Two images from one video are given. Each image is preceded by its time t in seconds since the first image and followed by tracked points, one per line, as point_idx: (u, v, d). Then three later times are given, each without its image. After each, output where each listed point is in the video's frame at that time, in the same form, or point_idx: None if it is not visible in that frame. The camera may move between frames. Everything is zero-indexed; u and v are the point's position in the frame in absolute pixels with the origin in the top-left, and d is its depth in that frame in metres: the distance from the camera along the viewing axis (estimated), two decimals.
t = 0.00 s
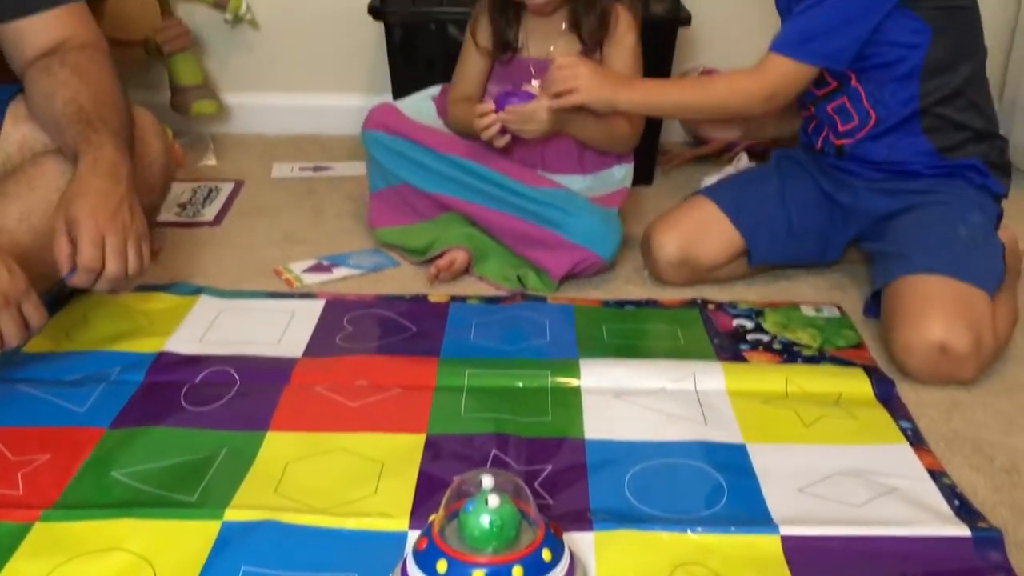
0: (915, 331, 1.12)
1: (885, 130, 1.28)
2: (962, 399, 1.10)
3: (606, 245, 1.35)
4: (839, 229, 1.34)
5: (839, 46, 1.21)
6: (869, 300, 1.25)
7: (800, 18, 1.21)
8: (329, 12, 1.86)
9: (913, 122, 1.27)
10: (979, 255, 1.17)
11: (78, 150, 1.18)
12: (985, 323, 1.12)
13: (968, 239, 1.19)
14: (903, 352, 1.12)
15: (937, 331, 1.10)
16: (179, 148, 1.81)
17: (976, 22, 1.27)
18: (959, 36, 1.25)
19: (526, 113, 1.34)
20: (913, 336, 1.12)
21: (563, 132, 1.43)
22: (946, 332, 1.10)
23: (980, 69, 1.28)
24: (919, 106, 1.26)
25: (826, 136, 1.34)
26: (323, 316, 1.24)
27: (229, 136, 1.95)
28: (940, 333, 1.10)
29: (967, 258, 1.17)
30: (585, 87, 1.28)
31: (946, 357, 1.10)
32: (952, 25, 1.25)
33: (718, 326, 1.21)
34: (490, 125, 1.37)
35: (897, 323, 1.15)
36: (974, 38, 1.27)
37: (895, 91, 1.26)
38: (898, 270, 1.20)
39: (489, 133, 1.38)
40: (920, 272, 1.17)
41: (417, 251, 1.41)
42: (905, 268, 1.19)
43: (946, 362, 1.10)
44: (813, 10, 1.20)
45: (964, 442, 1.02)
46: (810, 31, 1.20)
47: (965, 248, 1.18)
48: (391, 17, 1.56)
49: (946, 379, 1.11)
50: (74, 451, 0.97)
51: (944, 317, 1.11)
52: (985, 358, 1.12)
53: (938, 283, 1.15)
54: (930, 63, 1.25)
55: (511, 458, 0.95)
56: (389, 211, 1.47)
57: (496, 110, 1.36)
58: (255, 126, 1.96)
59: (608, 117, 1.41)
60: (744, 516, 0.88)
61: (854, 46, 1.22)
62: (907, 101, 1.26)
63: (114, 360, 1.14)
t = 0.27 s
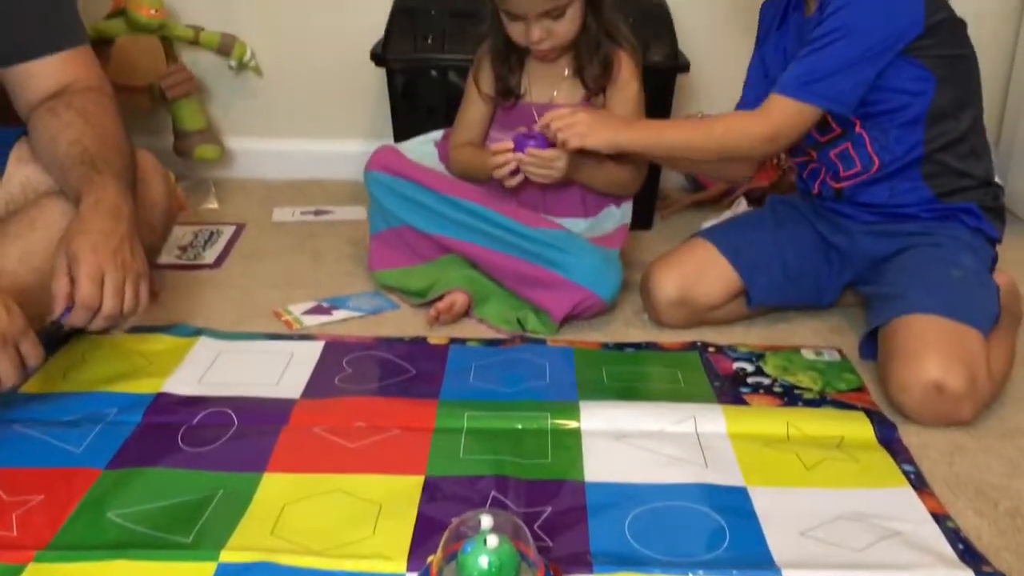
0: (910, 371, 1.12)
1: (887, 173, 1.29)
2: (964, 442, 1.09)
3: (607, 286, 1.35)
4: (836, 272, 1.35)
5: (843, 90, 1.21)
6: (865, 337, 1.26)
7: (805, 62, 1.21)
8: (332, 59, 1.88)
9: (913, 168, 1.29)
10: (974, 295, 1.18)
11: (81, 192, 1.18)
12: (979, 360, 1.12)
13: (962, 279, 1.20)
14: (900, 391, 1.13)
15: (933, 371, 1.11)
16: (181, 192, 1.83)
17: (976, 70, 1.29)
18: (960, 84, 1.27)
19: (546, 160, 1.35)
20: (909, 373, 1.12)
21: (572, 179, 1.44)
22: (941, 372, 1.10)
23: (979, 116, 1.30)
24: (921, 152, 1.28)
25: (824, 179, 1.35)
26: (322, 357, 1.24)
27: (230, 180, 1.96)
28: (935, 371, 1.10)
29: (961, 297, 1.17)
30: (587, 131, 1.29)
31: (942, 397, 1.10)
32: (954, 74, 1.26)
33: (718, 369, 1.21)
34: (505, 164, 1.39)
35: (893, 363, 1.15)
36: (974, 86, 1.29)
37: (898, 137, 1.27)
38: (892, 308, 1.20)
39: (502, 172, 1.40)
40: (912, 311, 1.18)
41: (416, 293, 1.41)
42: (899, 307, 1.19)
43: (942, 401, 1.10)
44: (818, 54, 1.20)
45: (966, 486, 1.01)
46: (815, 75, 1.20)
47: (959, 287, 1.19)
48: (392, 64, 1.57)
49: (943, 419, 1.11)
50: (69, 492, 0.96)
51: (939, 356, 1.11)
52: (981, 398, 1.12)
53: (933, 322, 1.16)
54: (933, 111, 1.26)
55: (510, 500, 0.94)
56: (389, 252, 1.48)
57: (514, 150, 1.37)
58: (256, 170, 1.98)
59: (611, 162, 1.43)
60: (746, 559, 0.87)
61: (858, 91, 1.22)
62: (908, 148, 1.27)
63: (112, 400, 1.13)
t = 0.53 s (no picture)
0: (903, 399, 1.12)
1: (878, 203, 1.30)
2: (964, 472, 1.08)
3: (606, 316, 1.35)
4: (831, 302, 1.35)
5: (839, 123, 1.22)
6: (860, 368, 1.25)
7: (799, 97, 1.22)
8: (331, 92, 1.90)
9: (905, 196, 1.30)
10: (966, 322, 1.17)
11: (77, 220, 1.19)
12: (973, 386, 1.12)
13: (954, 307, 1.20)
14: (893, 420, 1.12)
15: (926, 400, 1.10)
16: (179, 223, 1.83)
17: (965, 99, 1.31)
18: (950, 113, 1.28)
19: (550, 191, 1.35)
20: (901, 405, 1.12)
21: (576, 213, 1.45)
22: (934, 400, 1.10)
23: (970, 145, 1.31)
24: (913, 180, 1.29)
25: (817, 211, 1.35)
26: (318, 387, 1.23)
27: (228, 212, 1.97)
28: (927, 401, 1.10)
29: (953, 324, 1.17)
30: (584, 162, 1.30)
31: (936, 425, 1.09)
32: (944, 103, 1.27)
33: (716, 399, 1.20)
34: (510, 198, 1.39)
35: (887, 392, 1.15)
36: (964, 114, 1.30)
37: (890, 167, 1.28)
38: (886, 337, 1.20)
39: (508, 206, 1.39)
40: (905, 339, 1.17)
41: (414, 322, 1.41)
42: (892, 336, 1.19)
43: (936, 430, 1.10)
44: (811, 89, 1.21)
45: (968, 516, 1.00)
46: (809, 110, 1.21)
47: (951, 315, 1.19)
48: (391, 94, 1.59)
49: (939, 447, 1.11)
50: (61, 522, 0.95)
51: (932, 384, 1.11)
52: (978, 424, 1.12)
53: (925, 349, 1.15)
54: (924, 140, 1.27)
55: (507, 531, 0.93)
56: (387, 281, 1.47)
57: (521, 184, 1.37)
58: (254, 202, 1.98)
59: (617, 197, 1.44)
60: None
61: (854, 124, 1.23)
62: (900, 177, 1.28)
63: (106, 429, 1.12)
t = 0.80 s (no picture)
0: (895, 418, 1.12)
1: (869, 222, 1.30)
2: (962, 492, 1.08)
3: (601, 335, 1.34)
4: (826, 320, 1.35)
5: (838, 146, 1.22)
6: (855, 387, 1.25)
7: (797, 121, 1.22)
8: (327, 114, 1.90)
9: (898, 214, 1.30)
10: (958, 340, 1.17)
11: (71, 238, 1.18)
12: (967, 404, 1.11)
13: (946, 325, 1.20)
14: (886, 438, 1.12)
15: (918, 418, 1.10)
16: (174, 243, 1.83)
17: (956, 118, 1.31)
18: (943, 131, 1.29)
19: (549, 211, 1.35)
20: (893, 422, 1.12)
21: (573, 234, 1.45)
22: (926, 419, 1.09)
23: (962, 163, 1.32)
24: (906, 198, 1.29)
25: (810, 230, 1.36)
26: (312, 407, 1.22)
27: (223, 233, 1.96)
28: (920, 419, 1.10)
29: (946, 342, 1.17)
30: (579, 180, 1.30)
31: (929, 444, 1.09)
32: (937, 121, 1.28)
33: (712, 419, 1.20)
34: (509, 215, 1.39)
35: (880, 410, 1.14)
36: (958, 133, 1.31)
37: (883, 185, 1.29)
38: (878, 356, 1.20)
39: (506, 226, 1.40)
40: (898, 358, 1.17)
41: (409, 342, 1.40)
42: (884, 355, 1.19)
43: (929, 448, 1.09)
44: (809, 113, 1.22)
45: (966, 537, 0.99)
46: (808, 134, 1.22)
47: (943, 333, 1.19)
48: (387, 115, 1.60)
49: (933, 466, 1.10)
50: (50, 542, 0.94)
51: (924, 402, 1.11)
52: (973, 443, 1.11)
53: (916, 367, 1.15)
54: (917, 158, 1.28)
55: (502, 551, 0.92)
56: (382, 301, 1.47)
57: (518, 202, 1.37)
58: (249, 223, 1.98)
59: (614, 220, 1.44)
60: None
61: (853, 146, 1.23)
62: (892, 195, 1.29)
63: (98, 449, 1.11)
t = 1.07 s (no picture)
0: (893, 428, 1.11)
1: (869, 232, 1.30)
2: (962, 504, 1.07)
3: (599, 345, 1.34)
4: (825, 331, 1.35)
5: (860, 159, 1.22)
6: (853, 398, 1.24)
7: (818, 136, 1.22)
8: (325, 125, 1.90)
9: (898, 224, 1.30)
10: (956, 350, 1.17)
11: (65, 248, 1.17)
12: (964, 415, 1.11)
13: (945, 336, 1.20)
14: (885, 449, 1.11)
15: (916, 428, 1.09)
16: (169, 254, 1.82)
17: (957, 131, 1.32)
18: (945, 143, 1.29)
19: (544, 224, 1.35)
20: (891, 432, 1.11)
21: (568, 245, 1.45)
22: (924, 428, 1.09)
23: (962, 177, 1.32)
24: (906, 209, 1.29)
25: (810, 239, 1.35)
26: (307, 417, 1.21)
27: (219, 244, 1.96)
28: (918, 429, 1.09)
29: (944, 352, 1.17)
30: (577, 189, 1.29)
31: (928, 455, 1.08)
32: (940, 133, 1.28)
33: (710, 430, 1.19)
34: (505, 228, 1.39)
35: (878, 421, 1.14)
36: (958, 144, 1.31)
37: (884, 195, 1.29)
38: (876, 366, 1.19)
39: (502, 239, 1.40)
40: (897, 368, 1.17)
41: (405, 353, 1.40)
42: (882, 365, 1.18)
43: (927, 458, 1.09)
44: (827, 128, 1.21)
45: (967, 548, 0.99)
46: (828, 149, 1.21)
47: (942, 343, 1.18)
48: (383, 126, 1.60)
49: (931, 476, 1.09)
50: (40, 553, 0.92)
51: (922, 412, 1.10)
52: (972, 453, 1.10)
53: (915, 377, 1.15)
54: (919, 170, 1.28)
55: (498, 562, 0.91)
56: (378, 312, 1.47)
57: (513, 215, 1.38)
58: (245, 235, 1.97)
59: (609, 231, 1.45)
60: None
61: (873, 158, 1.23)
62: (894, 205, 1.29)
63: (90, 459, 1.10)
